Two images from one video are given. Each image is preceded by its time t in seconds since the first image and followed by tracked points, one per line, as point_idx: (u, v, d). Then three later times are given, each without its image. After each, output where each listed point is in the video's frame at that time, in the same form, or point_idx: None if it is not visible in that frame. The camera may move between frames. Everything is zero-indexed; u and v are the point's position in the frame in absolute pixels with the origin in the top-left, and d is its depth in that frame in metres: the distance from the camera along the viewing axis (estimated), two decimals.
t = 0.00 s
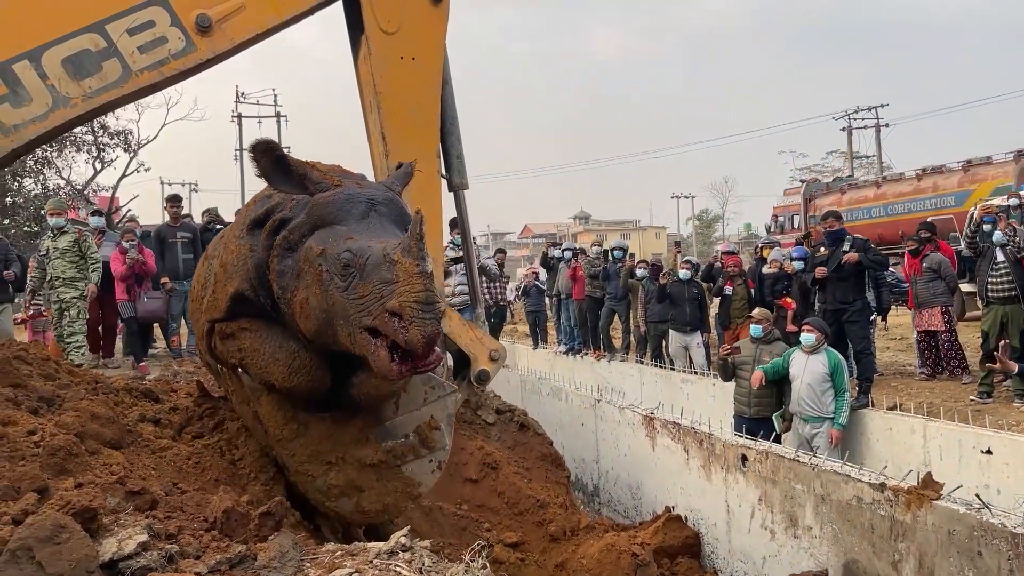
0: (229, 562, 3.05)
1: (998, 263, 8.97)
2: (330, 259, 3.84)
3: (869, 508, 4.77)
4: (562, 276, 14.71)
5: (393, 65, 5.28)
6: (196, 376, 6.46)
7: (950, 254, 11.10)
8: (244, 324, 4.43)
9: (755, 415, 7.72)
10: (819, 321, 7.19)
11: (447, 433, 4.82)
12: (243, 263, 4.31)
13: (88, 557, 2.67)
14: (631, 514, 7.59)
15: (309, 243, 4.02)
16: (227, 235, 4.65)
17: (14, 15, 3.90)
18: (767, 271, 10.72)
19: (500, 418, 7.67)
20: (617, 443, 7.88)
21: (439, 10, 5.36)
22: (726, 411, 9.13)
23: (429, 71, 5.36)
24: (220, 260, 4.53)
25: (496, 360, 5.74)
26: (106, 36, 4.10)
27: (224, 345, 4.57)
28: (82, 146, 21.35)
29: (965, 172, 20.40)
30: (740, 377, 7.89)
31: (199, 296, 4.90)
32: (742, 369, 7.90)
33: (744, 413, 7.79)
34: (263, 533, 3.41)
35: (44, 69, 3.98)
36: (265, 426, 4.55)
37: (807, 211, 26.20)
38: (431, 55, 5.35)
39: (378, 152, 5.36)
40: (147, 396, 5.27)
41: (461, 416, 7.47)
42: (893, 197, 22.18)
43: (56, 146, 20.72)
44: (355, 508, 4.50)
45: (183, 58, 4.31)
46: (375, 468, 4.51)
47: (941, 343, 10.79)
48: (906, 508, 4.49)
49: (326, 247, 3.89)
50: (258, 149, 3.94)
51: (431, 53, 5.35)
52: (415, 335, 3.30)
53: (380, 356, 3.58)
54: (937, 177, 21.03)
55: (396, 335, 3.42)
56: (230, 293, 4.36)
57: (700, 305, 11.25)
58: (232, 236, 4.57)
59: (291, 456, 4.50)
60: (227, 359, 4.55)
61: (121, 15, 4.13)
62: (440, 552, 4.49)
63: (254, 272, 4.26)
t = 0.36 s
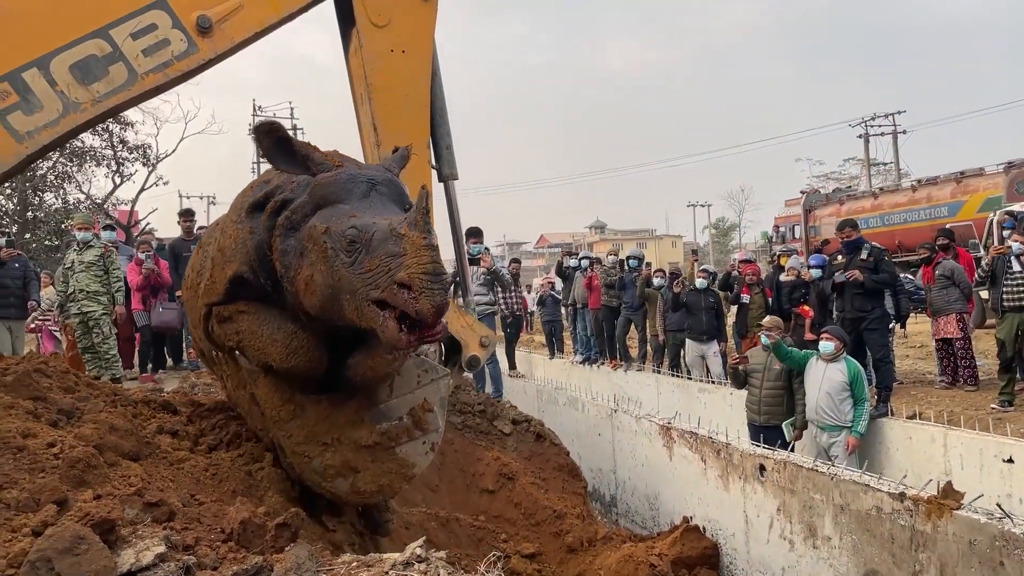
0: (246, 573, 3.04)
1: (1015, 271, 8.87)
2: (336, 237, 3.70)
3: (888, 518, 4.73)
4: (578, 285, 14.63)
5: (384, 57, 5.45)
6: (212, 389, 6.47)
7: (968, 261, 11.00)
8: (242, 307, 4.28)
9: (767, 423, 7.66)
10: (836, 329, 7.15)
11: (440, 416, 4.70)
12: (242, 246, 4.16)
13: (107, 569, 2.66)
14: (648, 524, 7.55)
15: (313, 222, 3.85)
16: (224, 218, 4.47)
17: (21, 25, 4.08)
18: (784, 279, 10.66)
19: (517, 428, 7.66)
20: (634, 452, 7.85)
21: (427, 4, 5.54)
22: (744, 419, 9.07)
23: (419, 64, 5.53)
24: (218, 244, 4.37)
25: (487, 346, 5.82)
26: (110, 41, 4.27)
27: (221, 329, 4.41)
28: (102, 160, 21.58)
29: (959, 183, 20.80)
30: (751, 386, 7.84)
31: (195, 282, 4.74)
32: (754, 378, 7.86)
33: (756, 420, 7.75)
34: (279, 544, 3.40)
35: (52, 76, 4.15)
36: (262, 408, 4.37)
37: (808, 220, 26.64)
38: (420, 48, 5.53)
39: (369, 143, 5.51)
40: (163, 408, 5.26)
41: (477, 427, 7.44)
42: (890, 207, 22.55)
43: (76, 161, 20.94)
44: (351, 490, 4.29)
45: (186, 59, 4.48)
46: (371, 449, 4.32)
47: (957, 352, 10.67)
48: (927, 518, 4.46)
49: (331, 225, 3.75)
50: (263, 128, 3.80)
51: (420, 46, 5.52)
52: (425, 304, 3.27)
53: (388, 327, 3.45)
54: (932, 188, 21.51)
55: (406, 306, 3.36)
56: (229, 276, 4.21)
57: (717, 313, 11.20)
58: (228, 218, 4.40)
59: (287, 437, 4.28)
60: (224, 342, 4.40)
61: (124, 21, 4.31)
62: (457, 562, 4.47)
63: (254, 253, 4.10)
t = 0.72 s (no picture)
0: None
1: None
2: (333, 217, 3.82)
3: (915, 527, 4.69)
4: (598, 294, 14.59)
5: (374, 55, 5.72)
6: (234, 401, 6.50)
7: (994, 267, 10.87)
8: (243, 290, 4.33)
9: (788, 432, 7.61)
10: (858, 336, 7.10)
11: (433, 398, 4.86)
12: (242, 230, 4.29)
13: None
14: (671, 534, 7.51)
15: (311, 205, 3.98)
16: (223, 208, 4.57)
17: (36, 38, 4.27)
18: (806, 286, 10.57)
19: (538, 438, 7.63)
20: (656, 462, 7.81)
21: (416, 6, 5.80)
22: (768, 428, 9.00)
23: (407, 62, 5.80)
24: (218, 231, 4.44)
25: (475, 333, 6.01)
26: (121, 50, 4.48)
27: (222, 313, 4.42)
28: (126, 173, 21.85)
29: (959, 194, 21.15)
30: (772, 395, 7.76)
31: (193, 272, 4.76)
32: (775, 387, 7.79)
33: (777, 429, 7.70)
34: (304, 554, 3.41)
35: (68, 86, 4.34)
36: (262, 391, 4.35)
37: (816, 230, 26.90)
38: (409, 46, 5.80)
39: (361, 137, 5.78)
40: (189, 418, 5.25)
41: (498, 438, 7.43)
42: (895, 216, 22.83)
43: (101, 175, 21.26)
44: (349, 469, 4.34)
45: (194, 65, 4.71)
46: (367, 431, 4.38)
47: (980, 359, 10.56)
48: (954, 527, 4.43)
49: (329, 206, 3.87)
50: (263, 119, 3.89)
51: (409, 43, 5.80)
52: (420, 276, 3.41)
53: (385, 301, 3.59)
54: (934, 199, 21.84)
55: (401, 280, 3.50)
56: (230, 260, 4.27)
57: (738, 321, 11.13)
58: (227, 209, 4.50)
59: (287, 419, 4.31)
60: (226, 328, 4.42)
61: (133, 30, 4.52)
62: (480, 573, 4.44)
63: (255, 238, 4.25)
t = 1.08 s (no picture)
0: None
1: None
2: (347, 207, 3.87)
3: (949, 538, 4.65)
4: (623, 303, 14.56)
5: (369, 56, 5.67)
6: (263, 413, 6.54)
7: None
8: (252, 279, 4.36)
9: (820, 442, 7.52)
10: (884, 344, 7.05)
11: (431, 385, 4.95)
12: (252, 221, 4.32)
13: None
14: (700, 545, 7.47)
15: (323, 195, 4.04)
16: (227, 200, 4.57)
17: (60, 54, 4.57)
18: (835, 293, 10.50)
19: (567, 447, 7.62)
20: (684, 472, 7.78)
21: (408, 9, 5.78)
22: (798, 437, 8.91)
23: (400, 63, 5.72)
24: (225, 223, 4.46)
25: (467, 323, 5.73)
26: (137, 61, 4.75)
27: (228, 302, 4.43)
28: (155, 188, 22.17)
29: (965, 204, 20.98)
30: (804, 405, 7.69)
31: (198, 262, 4.73)
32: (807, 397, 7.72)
33: (809, 439, 7.62)
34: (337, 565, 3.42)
35: (89, 98, 4.63)
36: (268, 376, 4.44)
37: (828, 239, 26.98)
38: (403, 47, 5.74)
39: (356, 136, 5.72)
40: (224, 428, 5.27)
41: (525, 447, 7.43)
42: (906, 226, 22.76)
43: (131, 190, 21.59)
44: (352, 452, 4.49)
45: (207, 72, 4.95)
46: (368, 415, 4.55)
47: (1013, 367, 10.41)
48: (990, 537, 4.39)
49: (342, 197, 3.93)
50: (277, 113, 4.10)
51: (403, 44, 5.73)
52: (434, 261, 3.48)
53: (399, 285, 3.67)
54: (942, 209, 21.81)
55: (415, 265, 3.56)
56: (240, 250, 4.29)
57: (766, 330, 11.06)
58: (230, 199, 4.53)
59: (292, 403, 4.43)
60: (233, 315, 4.43)
61: (147, 42, 4.77)
62: None
63: (265, 228, 4.28)
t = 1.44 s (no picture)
0: None
1: None
2: (364, 185, 3.83)
3: (991, 549, 4.58)
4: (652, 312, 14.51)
5: (373, 48, 5.90)
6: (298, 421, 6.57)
7: None
8: (262, 265, 4.27)
9: (858, 451, 7.40)
10: (921, 351, 6.97)
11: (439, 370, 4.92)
12: (261, 207, 4.23)
13: None
14: (735, 556, 7.39)
15: (338, 175, 3.98)
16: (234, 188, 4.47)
17: (77, 64, 4.51)
18: (869, 300, 10.37)
19: (598, 458, 7.59)
20: (717, 482, 7.71)
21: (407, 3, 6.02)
22: (834, 446, 8.79)
23: (403, 56, 5.98)
24: (232, 210, 4.35)
25: (472, 309, 6.22)
26: (154, 64, 4.71)
27: (237, 288, 4.33)
28: (187, 202, 22.41)
29: (979, 214, 20.89)
30: (841, 413, 7.58)
31: (207, 253, 4.55)
32: (844, 405, 7.61)
33: (846, 449, 7.50)
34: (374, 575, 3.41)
35: (111, 103, 4.57)
36: (276, 363, 4.29)
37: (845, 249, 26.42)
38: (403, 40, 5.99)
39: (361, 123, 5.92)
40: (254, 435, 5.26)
41: (556, 458, 7.41)
42: (918, 235, 22.69)
43: (163, 204, 21.58)
44: (362, 436, 4.43)
45: (221, 72, 4.93)
46: (378, 400, 4.47)
47: None
48: None
49: (357, 176, 3.88)
50: (287, 99, 4.07)
51: (401, 35, 5.98)
52: (460, 237, 3.55)
53: (422, 260, 3.68)
54: (957, 217, 21.76)
55: (439, 240, 3.60)
56: (248, 234, 4.21)
57: (799, 338, 10.94)
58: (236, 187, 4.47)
59: (302, 389, 4.29)
60: (242, 301, 4.32)
61: (160, 45, 4.73)
62: None
63: (274, 212, 4.22)
